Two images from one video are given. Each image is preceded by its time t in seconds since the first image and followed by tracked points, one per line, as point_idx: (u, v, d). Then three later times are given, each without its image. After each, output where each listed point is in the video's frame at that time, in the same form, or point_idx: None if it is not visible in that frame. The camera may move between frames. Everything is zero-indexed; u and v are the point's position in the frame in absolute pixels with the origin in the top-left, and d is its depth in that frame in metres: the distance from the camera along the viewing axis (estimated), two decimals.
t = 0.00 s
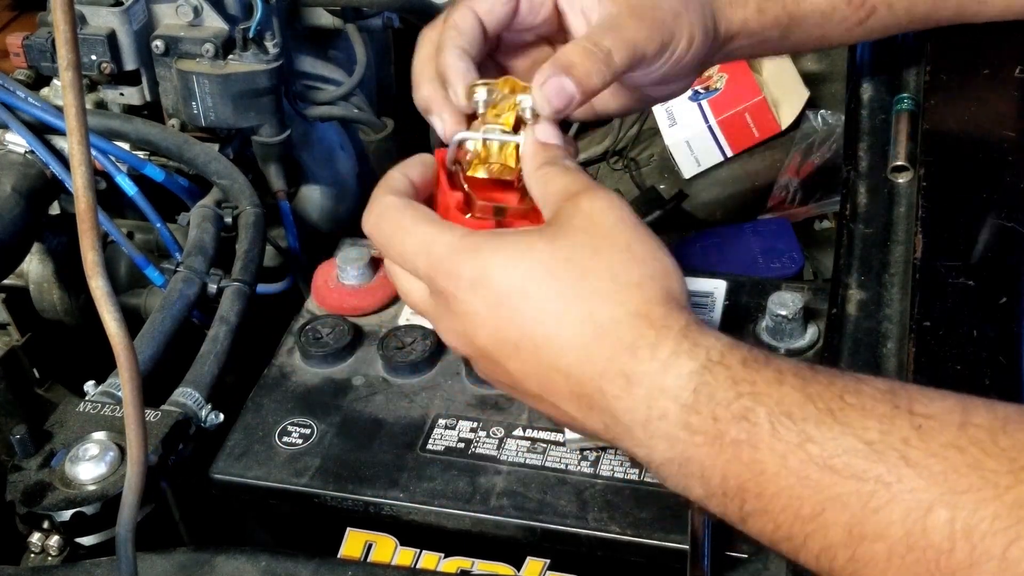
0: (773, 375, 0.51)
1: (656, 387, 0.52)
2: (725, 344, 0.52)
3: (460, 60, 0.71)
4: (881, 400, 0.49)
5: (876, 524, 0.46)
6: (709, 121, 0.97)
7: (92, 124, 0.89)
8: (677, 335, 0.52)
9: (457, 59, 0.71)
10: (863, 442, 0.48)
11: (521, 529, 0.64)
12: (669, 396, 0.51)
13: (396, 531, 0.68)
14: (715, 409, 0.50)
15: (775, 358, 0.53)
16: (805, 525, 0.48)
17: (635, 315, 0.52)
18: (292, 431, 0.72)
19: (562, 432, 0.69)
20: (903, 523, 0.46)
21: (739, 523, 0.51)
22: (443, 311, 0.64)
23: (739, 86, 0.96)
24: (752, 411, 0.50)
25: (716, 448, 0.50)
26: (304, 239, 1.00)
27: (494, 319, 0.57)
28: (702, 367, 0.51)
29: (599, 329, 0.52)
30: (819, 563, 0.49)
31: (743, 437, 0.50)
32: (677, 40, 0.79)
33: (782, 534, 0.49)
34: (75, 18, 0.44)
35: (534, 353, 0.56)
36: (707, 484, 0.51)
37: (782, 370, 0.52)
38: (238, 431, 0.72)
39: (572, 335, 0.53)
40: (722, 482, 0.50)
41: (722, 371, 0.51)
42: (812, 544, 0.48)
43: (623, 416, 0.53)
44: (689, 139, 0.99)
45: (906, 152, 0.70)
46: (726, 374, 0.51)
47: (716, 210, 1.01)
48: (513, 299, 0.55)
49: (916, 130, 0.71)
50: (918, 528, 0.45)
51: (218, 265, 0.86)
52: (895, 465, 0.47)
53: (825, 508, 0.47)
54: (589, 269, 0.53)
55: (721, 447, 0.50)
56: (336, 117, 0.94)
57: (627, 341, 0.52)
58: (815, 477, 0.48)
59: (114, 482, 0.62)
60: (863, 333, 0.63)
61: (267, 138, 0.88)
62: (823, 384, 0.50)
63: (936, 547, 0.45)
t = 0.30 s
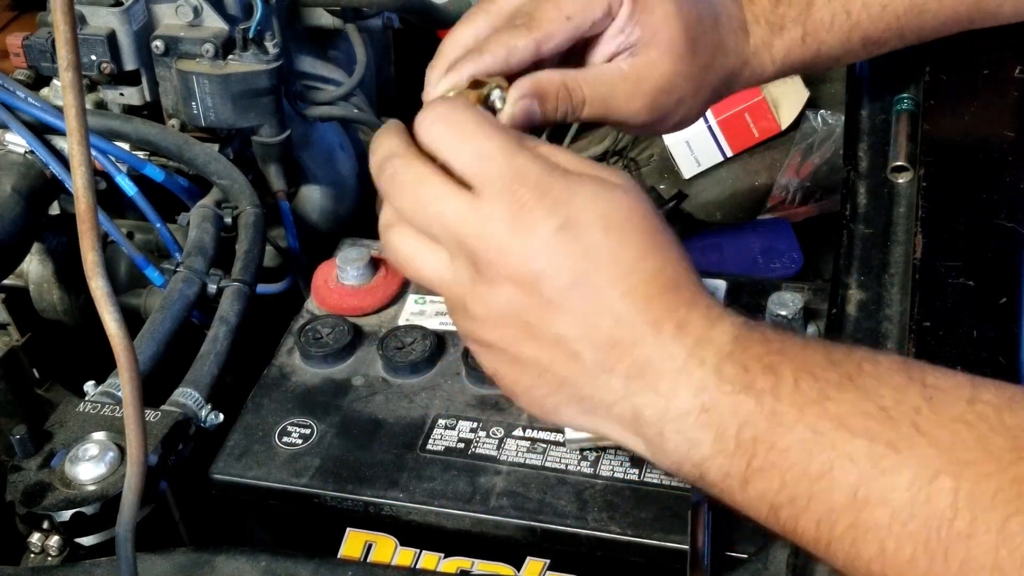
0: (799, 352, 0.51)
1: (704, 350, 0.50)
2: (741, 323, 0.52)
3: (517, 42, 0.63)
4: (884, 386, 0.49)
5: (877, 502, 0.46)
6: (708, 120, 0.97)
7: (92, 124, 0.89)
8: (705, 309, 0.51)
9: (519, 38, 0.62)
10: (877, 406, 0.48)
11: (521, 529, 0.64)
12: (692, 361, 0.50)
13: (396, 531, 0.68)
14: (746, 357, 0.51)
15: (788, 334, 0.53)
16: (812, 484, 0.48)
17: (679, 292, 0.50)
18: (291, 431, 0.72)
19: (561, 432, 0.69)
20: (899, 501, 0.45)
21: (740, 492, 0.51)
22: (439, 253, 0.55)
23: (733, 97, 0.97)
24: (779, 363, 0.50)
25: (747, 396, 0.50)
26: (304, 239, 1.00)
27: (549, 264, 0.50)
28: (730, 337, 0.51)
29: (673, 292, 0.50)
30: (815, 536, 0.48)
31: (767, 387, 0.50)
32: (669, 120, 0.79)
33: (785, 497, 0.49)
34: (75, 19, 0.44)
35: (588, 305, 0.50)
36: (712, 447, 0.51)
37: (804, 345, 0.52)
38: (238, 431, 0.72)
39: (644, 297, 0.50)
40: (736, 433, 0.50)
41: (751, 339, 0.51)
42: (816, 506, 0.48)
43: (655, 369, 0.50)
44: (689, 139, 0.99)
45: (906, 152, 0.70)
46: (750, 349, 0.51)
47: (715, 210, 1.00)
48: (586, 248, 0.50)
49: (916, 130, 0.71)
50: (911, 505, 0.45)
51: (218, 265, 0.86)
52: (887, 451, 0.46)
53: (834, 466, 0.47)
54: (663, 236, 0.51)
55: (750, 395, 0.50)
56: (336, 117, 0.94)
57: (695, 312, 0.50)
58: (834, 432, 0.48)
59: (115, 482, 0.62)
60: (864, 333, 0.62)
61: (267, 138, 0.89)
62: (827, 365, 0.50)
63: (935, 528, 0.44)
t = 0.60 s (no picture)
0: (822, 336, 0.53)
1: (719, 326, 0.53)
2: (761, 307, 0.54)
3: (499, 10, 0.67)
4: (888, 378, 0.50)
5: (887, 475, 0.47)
6: (709, 121, 0.98)
7: (92, 125, 0.89)
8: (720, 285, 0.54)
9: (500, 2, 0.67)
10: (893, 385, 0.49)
11: (521, 529, 0.64)
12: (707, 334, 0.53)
13: (396, 531, 0.68)
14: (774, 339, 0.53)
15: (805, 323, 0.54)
16: (828, 450, 0.49)
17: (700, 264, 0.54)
18: (291, 431, 0.72)
19: (562, 432, 0.69)
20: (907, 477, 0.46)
21: (757, 461, 0.52)
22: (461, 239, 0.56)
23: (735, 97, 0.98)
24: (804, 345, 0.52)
25: (773, 363, 0.52)
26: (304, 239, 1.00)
27: (577, 243, 0.52)
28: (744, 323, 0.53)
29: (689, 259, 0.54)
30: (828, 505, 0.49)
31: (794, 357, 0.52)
32: (650, 110, 0.77)
33: (802, 463, 0.50)
34: (75, 19, 0.45)
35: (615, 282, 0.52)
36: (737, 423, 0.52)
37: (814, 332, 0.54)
38: (238, 431, 0.72)
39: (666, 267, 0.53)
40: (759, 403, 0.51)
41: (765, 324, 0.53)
42: (832, 472, 0.48)
43: (682, 339, 0.53)
44: (689, 139, 0.99)
45: (906, 152, 0.70)
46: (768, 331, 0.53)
47: (715, 210, 0.99)
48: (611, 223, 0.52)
49: (916, 130, 0.71)
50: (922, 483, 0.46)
51: (218, 265, 0.87)
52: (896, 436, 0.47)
53: (853, 432, 0.48)
54: (675, 206, 0.55)
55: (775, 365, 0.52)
56: (336, 117, 0.94)
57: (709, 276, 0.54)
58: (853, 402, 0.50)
59: (115, 482, 0.62)
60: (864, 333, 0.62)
61: (267, 138, 0.88)
62: (839, 355, 0.52)
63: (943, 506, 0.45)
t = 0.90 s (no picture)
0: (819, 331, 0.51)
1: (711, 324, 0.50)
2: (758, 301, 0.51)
3: (505, 51, 0.63)
4: (873, 370, 0.49)
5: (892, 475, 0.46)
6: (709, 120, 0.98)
7: (92, 124, 0.89)
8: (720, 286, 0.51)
9: (506, 47, 0.63)
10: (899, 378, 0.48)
11: (521, 528, 0.64)
12: (721, 334, 0.50)
13: (396, 530, 0.68)
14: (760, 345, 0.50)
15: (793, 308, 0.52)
16: (835, 457, 0.47)
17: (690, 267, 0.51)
18: (291, 431, 0.71)
19: (561, 431, 0.69)
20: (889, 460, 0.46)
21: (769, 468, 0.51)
22: (467, 273, 0.57)
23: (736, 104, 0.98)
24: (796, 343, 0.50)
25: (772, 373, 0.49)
26: (304, 239, 1.00)
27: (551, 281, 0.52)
28: (746, 323, 0.50)
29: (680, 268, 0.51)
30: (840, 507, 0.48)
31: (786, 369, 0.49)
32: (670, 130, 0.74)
33: (811, 469, 0.49)
34: (75, 18, 0.45)
35: (594, 310, 0.52)
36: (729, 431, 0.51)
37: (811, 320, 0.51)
38: (238, 430, 0.72)
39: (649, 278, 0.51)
40: (757, 415, 0.50)
41: (766, 320, 0.51)
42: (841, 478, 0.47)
43: (673, 364, 0.51)
44: (689, 139, 0.99)
45: (906, 151, 0.70)
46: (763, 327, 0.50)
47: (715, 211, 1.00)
48: (589, 247, 0.52)
49: (916, 129, 0.71)
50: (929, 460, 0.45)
51: (218, 265, 0.87)
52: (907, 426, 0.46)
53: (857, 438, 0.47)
54: (642, 223, 0.52)
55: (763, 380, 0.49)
56: (335, 117, 0.94)
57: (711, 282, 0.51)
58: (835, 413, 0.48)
59: (115, 482, 0.62)
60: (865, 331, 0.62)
61: (266, 138, 0.88)
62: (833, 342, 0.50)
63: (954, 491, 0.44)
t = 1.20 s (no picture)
0: (897, 400, 0.44)
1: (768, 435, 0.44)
2: (843, 367, 0.45)
3: (486, 160, 0.61)
4: (970, 462, 0.42)
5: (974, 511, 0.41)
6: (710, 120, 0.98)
7: (92, 125, 0.89)
8: (780, 367, 0.45)
9: (483, 156, 0.60)
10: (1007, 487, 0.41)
11: (521, 528, 0.64)
12: (780, 445, 0.44)
13: (396, 530, 0.68)
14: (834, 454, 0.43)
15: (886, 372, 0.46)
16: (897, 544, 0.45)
17: (730, 364, 0.45)
18: (291, 431, 0.71)
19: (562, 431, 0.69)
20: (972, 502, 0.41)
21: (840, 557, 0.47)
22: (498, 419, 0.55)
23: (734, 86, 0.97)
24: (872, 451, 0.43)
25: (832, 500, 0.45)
26: (304, 239, 1.00)
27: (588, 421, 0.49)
28: (816, 404, 0.44)
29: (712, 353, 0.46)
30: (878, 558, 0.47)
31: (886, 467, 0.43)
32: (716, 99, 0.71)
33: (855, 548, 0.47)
34: (75, 18, 0.45)
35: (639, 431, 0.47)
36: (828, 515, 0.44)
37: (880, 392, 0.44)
38: (238, 430, 0.72)
39: (675, 405, 0.46)
40: (858, 539, 0.44)
41: (837, 406, 0.44)
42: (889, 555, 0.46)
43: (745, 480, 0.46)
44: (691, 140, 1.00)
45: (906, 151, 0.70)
46: (839, 411, 0.44)
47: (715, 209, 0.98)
48: (600, 387, 0.48)
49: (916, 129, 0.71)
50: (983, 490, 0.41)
51: (218, 265, 0.87)
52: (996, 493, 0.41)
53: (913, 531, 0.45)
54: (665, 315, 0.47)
55: (846, 502, 0.43)
56: (335, 117, 0.94)
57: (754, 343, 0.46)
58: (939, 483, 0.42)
59: (114, 482, 0.62)
60: (865, 331, 0.62)
61: (266, 138, 0.88)
62: (927, 446, 0.42)
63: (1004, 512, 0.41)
